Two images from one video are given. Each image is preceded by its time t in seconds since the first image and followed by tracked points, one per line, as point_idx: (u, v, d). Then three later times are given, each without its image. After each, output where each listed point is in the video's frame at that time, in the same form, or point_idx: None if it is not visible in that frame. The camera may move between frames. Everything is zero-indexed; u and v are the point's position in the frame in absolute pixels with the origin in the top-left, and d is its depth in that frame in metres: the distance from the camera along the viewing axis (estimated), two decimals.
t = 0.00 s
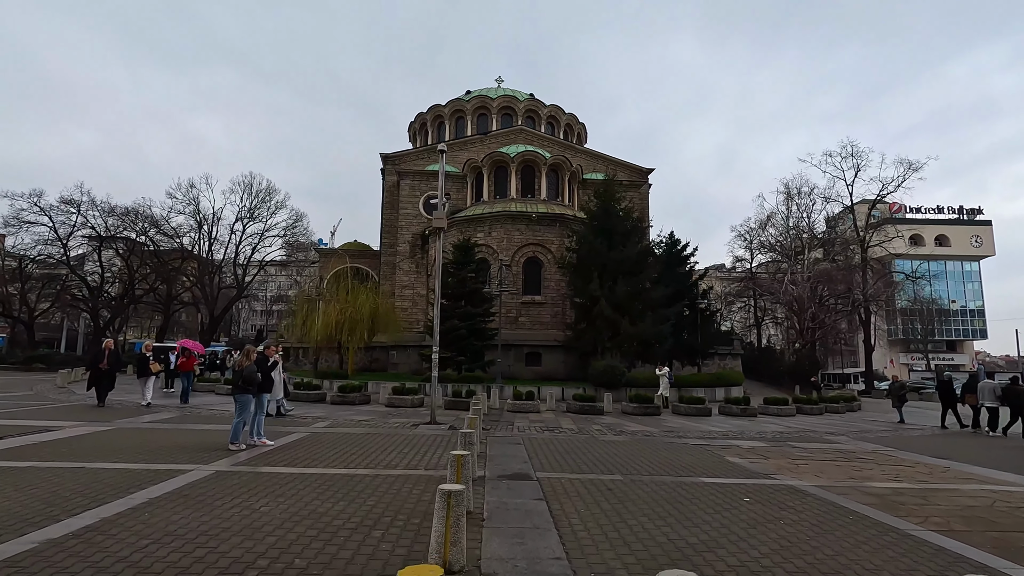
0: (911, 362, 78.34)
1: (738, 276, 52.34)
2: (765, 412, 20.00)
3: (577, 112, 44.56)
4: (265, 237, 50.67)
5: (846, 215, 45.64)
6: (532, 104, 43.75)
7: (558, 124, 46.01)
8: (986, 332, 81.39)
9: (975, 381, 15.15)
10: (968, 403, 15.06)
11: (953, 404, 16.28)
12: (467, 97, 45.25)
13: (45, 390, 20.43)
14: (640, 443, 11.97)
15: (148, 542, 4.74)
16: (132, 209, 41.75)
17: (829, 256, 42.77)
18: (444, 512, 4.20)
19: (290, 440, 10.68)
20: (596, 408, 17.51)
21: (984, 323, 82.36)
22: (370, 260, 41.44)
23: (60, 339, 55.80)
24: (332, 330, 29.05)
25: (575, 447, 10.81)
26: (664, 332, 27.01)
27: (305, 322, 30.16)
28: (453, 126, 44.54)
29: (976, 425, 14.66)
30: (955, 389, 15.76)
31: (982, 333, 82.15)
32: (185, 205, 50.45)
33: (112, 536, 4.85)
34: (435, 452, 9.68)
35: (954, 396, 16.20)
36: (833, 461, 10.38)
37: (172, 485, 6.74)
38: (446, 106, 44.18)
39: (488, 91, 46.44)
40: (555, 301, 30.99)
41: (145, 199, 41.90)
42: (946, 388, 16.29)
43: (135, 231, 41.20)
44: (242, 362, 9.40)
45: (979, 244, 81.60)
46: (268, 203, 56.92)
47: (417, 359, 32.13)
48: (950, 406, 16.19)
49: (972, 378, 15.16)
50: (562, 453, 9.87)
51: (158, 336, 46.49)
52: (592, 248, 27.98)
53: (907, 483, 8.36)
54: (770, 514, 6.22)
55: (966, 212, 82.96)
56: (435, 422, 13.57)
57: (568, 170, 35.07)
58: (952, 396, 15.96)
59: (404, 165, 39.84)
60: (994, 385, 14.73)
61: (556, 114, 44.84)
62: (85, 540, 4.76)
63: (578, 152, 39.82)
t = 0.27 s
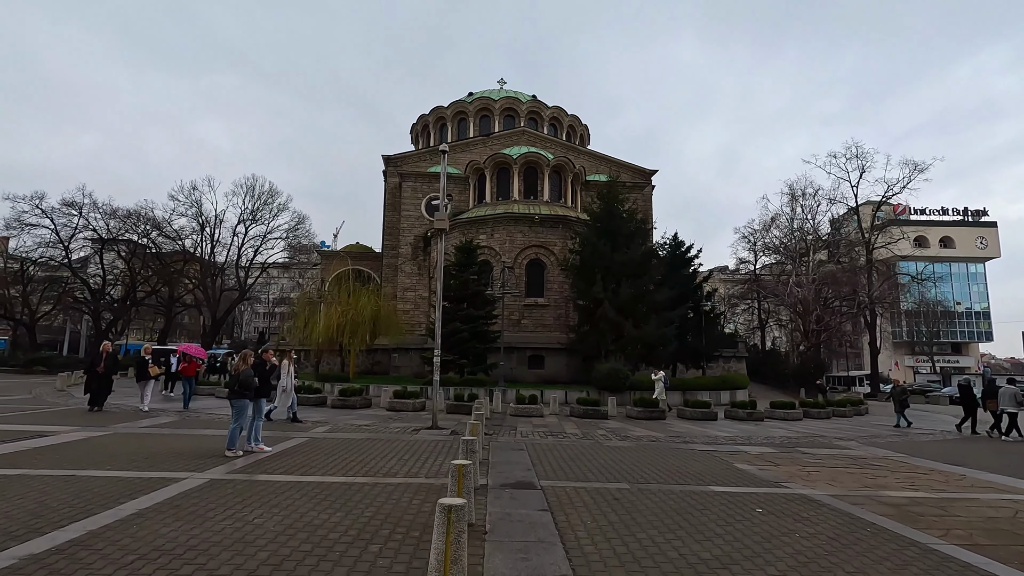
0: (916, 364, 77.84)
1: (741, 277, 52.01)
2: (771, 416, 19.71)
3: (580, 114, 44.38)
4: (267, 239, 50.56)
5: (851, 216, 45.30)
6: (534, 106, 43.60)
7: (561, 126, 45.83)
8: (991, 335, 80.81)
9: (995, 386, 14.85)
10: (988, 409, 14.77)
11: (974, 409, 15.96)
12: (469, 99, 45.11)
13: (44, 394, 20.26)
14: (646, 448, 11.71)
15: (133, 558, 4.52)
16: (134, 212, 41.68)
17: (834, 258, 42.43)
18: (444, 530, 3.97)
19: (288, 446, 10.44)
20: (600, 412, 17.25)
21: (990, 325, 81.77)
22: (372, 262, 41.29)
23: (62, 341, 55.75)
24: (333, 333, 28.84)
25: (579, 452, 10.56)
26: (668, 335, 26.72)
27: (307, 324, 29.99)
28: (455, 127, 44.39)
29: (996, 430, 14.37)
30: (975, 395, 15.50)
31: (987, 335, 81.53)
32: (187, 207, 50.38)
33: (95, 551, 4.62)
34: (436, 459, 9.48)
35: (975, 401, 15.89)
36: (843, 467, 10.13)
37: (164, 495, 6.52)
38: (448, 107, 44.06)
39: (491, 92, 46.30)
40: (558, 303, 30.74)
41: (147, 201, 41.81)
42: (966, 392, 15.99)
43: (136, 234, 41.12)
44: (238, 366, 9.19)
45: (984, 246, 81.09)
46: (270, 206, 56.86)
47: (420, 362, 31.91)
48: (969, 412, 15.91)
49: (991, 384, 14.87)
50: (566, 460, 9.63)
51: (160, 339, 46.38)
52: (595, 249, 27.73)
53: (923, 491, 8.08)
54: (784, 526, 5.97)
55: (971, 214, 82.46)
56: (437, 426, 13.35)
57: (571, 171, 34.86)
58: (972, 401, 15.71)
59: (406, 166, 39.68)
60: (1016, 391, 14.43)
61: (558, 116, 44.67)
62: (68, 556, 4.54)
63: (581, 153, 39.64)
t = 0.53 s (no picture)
0: (918, 365, 77.54)
1: (743, 278, 51.76)
2: (775, 417, 19.49)
3: (581, 113, 44.22)
4: (267, 240, 50.43)
5: (854, 216, 45.05)
6: (535, 105, 43.44)
7: (562, 126, 45.67)
8: (994, 336, 80.42)
9: (1009, 386, 14.61)
10: (1002, 408, 14.55)
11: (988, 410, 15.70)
12: (470, 99, 44.96)
13: (42, 394, 20.13)
14: (648, 450, 11.52)
15: (116, 564, 4.33)
16: (134, 212, 41.58)
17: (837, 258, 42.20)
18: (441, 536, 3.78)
19: (285, 447, 10.26)
20: (602, 413, 17.05)
21: (993, 326, 81.42)
22: (372, 263, 41.15)
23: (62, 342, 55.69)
24: (333, 333, 28.67)
25: (580, 454, 10.35)
26: (671, 335, 26.49)
27: (307, 325, 29.85)
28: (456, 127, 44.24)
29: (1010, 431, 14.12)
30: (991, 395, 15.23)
31: (990, 335, 81.16)
32: (188, 207, 50.28)
33: (75, 558, 4.42)
34: (435, 460, 9.29)
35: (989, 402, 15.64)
36: (851, 469, 9.92)
37: (155, 497, 6.34)
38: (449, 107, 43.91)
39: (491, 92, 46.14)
40: (559, 303, 30.55)
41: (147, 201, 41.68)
42: (981, 391, 15.78)
43: (136, 234, 41.02)
44: (233, 366, 9.03)
45: (987, 246, 80.73)
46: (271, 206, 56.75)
47: (420, 362, 31.74)
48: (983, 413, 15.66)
49: (1005, 384, 14.63)
50: (567, 462, 9.43)
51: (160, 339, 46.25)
52: (597, 249, 27.52)
53: (934, 494, 7.88)
54: (793, 530, 5.77)
55: (974, 214, 82.11)
56: (436, 427, 13.15)
57: (572, 171, 34.69)
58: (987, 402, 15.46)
59: (407, 166, 39.53)
60: None
61: (560, 115, 44.51)
62: (48, 562, 4.35)
63: (583, 153, 39.47)
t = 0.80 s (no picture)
0: (919, 367, 77.30)
1: (744, 279, 51.56)
2: (778, 420, 19.28)
3: (581, 114, 44.07)
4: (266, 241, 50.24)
5: (855, 217, 44.87)
6: (535, 106, 43.29)
7: (562, 127, 45.51)
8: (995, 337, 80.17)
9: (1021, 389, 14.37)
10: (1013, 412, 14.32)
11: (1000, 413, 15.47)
12: (469, 100, 44.81)
13: (36, 396, 19.92)
14: (649, 453, 11.29)
15: None
16: (132, 213, 41.38)
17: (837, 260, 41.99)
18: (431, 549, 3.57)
19: (277, 451, 10.04)
20: (601, 416, 16.83)
21: (994, 328, 81.19)
22: (371, 264, 40.97)
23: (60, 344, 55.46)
24: (330, 335, 28.44)
25: (579, 458, 10.13)
26: (671, 337, 26.28)
27: (305, 326, 29.64)
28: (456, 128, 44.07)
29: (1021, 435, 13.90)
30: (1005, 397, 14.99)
31: (991, 337, 80.91)
32: (186, 208, 50.08)
33: (46, 569, 4.21)
34: (430, 464, 9.09)
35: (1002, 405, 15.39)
36: (856, 474, 9.69)
37: (140, 504, 6.13)
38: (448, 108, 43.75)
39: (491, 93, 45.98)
40: (559, 305, 30.35)
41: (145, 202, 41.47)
42: (994, 394, 15.53)
43: (134, 235, 40.82)
44: (223, 368, 8.85)
45: (988, 248, 80.54)
46: (269, 207, 56.59)
47: (419, 364, 31.52)
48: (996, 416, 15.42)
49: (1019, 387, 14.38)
50: (565, 466, 9.21)
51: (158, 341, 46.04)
52: (597, 250, 27.33)
53: (943, 501, 7.66)
54: (801, 539, 5.55)
55: (974, 216, 81.94)
56: (433, 430, 12.94)
57: (572, 171, 34.51)
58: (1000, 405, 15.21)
59: (406, 167, 39.36)
60: None
61: (559, 116, 44.35)
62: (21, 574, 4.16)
63: (583, 154, 39.31)
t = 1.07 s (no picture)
0: (916, 367, 77.34)
1: (742, 279, 51.46)
2: (777, 420, 19.11)
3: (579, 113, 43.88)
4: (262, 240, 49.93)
5: (853, 217, 44.78)
6: (533, 105, 43.07)
7: (560, 126, 45.31)
8: (992, 337, 80.27)
9: None
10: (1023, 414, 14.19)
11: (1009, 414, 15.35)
12: (467, 99, 44.57)
13: (27, 397, 19.66)
14: (649, 455, 11.10)
15: None
16: (126, 212, 41.03)
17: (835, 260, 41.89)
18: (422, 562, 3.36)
19: (269, 454, 9.81)
20: (600, 417, 16.64)
21: (991, 328, 81.26)
22: (368, 263, 40.73)
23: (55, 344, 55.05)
24: (326, 335, 28.12)
25: (577, 461, 9.93)
26: (670, 337, 26.12)
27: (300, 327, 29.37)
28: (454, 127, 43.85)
29: None
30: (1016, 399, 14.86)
31: (988, 337, 80.99)
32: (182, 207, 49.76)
33: None
34: (426, 468, 8.87)
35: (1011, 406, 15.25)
36: (860, 476, 9.52)
37: (123, 511, 5.91)
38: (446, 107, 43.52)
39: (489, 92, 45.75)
40: (557, 304, 30.15)
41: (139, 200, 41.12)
42: (1004, 396, 15.39)
43: (128, 234, 40.48)
44: (213, 369, 8.62)
45: (985, 248, 80.60)
46: (266, 207, 56.28)
47: (416, 365, 31.30)
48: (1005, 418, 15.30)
49: None
50: (563, 470, 9.01)
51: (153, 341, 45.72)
52: (595, 249, 27.14)
53: (950, 505, 7.48)
54: (808, 547, 5.35)
55: (971, 216, 81.99)
56: (429, 432, 12.72)
57: (570, 170, 34.31)
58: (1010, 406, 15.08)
59: (403, 166, 39.11)
60: None
61: (557, 115, 44.15)
62: None
63: (581, 153, 39.11)
